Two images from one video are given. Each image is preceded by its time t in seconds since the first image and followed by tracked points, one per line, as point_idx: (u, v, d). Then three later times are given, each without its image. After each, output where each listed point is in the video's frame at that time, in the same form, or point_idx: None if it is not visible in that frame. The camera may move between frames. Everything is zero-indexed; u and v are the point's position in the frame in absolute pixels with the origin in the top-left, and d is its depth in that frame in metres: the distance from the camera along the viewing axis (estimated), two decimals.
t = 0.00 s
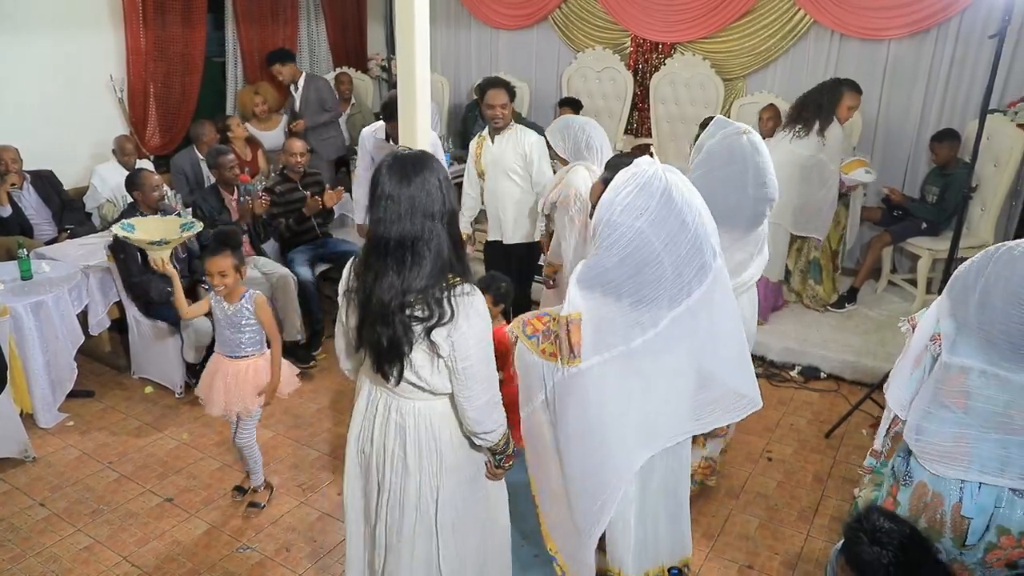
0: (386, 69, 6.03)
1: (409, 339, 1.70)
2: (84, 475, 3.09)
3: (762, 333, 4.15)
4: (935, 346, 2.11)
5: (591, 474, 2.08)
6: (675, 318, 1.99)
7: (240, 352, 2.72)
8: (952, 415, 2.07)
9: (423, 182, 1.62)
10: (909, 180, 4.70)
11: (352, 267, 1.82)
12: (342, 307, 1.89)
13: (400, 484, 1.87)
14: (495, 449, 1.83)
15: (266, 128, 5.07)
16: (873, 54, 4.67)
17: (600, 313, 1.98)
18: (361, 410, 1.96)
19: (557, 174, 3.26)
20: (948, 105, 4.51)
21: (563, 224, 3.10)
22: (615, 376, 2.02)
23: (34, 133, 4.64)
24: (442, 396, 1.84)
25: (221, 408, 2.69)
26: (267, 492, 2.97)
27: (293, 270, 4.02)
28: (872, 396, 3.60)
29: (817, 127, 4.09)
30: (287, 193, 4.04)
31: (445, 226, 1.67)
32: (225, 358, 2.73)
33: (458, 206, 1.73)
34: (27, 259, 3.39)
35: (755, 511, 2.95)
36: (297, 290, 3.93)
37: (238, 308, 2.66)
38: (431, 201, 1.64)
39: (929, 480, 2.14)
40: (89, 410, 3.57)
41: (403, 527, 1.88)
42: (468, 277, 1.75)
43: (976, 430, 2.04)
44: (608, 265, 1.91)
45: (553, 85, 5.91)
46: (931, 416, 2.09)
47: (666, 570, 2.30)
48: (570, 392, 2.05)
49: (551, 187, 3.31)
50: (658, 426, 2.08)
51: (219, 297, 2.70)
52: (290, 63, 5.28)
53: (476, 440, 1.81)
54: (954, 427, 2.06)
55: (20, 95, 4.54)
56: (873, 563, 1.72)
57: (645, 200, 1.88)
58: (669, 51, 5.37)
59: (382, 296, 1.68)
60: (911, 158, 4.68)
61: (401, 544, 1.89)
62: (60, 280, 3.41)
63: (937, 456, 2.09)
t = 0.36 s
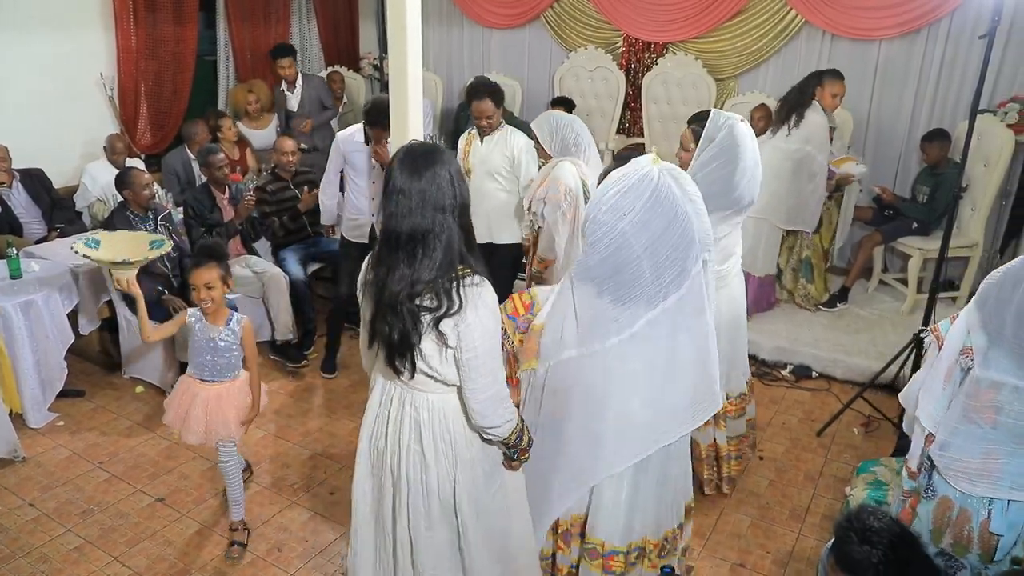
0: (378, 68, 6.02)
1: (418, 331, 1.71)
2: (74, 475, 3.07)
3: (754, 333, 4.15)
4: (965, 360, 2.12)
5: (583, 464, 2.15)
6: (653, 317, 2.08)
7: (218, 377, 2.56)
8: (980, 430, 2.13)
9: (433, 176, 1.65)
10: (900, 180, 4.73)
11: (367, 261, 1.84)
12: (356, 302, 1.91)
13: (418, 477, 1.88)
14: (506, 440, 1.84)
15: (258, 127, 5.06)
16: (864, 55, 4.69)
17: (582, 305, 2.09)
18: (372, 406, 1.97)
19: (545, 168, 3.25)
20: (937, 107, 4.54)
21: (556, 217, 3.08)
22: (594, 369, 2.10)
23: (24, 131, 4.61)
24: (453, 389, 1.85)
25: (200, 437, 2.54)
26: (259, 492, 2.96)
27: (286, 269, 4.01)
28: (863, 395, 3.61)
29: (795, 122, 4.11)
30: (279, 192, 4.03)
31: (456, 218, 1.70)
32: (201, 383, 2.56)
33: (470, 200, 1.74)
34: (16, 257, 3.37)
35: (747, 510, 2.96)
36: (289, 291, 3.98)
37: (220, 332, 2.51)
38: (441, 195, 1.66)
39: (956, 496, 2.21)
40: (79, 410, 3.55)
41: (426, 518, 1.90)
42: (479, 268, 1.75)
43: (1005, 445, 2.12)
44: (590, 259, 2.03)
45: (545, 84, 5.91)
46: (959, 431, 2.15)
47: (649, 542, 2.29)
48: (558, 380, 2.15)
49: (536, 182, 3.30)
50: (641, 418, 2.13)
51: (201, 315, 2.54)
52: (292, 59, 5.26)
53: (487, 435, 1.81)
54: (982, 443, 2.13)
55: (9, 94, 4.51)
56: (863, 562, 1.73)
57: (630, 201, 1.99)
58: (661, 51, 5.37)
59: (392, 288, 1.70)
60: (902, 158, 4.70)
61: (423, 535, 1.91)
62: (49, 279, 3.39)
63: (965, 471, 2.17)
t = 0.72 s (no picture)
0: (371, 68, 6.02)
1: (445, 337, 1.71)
2: (67, 475, 3.06)
3: (747, 332, 4.17)
4: (989, 378, 2.05)
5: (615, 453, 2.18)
6: (681, 317, 2.12)
7: (207, 400, 2.49)
8: (1007, 449, 2.09)
9: (461, 182, 1.65)
10: (892, 180, 4.75)
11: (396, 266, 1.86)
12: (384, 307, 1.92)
13: (444, 484, 1.87)
14: (527, 454, 1.82)
15: (251, 127, 5.06)
16: (857, 55, 4.71)
17: (616, 299, 2.07)
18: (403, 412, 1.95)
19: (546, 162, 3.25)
20: (929, 106, 4.56)
21: (557, 210, 3.08)
22: (619, 366, 2.13)
23: (16, 130, 4.59)
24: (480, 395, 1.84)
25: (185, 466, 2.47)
26: (253, 491, 2.96)
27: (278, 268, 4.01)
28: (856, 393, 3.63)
29: (764, 122, 4.18)
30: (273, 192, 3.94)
31: (484, 225, 1.70)
32: (189, 407, 2.49)
33: (498, 206, 1.74)
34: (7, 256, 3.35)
35: (741, 509, 2.97)
36: (284, 291, 3.98)
37: (208, 348, 2.45)
38: (469, 202, 1.66)
39: (988, 519, 2.17)
40: (71, 410, 3.54)
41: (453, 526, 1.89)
42: (506, 272, 1.74)
43: None
44: (633, 254, 2.01)
45: (539, 83, 5.93)
46: (985, 453, 2.11)
47: (660, 513, 2.35)
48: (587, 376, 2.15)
49: (535, 177, 3.32)
50: (663, 415, 2.17)
51: (186, 333, 2.48)
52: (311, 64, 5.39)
53: (512, 446, 1.80)
54: (1011, 462, 2.09)
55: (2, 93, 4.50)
56: (853, 561, 1.73)
57: (678, 205, 2.00)
58: (654, 50, 5.38)
59: (419, 293, 1.71)
60: (894, 158, 4.72)
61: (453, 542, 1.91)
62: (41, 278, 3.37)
63: (999, 494, 2.13)
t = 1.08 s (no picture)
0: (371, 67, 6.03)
1: (480, 334, 1.72)
2: (67, 473, 3.07)
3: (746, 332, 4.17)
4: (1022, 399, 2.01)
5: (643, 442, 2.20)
6: (704, 299, 2.13)
7: (201, 418, 2.50)
8: None
9: (496, 180, 1.64)
10: (892, 180, 4.74)
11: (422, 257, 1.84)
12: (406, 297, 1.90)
13: (465, 475, 1.86)
14: (553, 450, 1.84)
15: (251, 126, 5.06)
16: (857, 55, 4.71)
17: (640, 284, 2.08)
18: (426, 401, 1.95)
19: (543, 159, 3.27)
20: (930, 105, 4.55)
21: (558, 207, 3.14)
22: (643, 356, 2.14)
23: (17, 129, 4.60)
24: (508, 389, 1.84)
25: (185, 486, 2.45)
26: (253, 490, 2.96)
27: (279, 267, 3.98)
28: (856, 393, 3.63)
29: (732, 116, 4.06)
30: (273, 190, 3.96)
31: (518, 222, 1.70)
32: (184, 428, 2.48)
33: (530, 204, 1.73)
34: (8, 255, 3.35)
35: (741, 508, 2.97)
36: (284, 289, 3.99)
37: (197, 364, 2.44)
38: (503, 199, 1.66)
39: None
40: (71, 409, 3.54)
41: (467, 521, 1.89)
42: (538, 269, 1.75)
43: None
44: (656, 237, 2.02)
45: (539, 82, 5.93)
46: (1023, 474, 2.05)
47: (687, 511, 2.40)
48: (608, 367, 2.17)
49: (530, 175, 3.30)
50: (690, 404, 2.21)
51: (173, 352, 2.48)
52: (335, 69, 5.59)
53: (543, 439, 1.82)
54: None
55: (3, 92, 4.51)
56: (851, 561, 1.73)
57: (697, 187, 2.00)
58: (654, 50, 5.38)
59: (452, 290, 1.71)
60: (895, 158, 4.72)
61: (465, 536, 1.90)
62: (42, 277, 3.38)
63: None
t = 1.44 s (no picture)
0: (373, 67, 6.04)
1: (519, 332, 1.76)
2: (69, 472, 3.07)
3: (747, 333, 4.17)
4: None
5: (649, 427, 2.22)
6: (695, 293, 2.13)
7: (177, 441, 2.39)
8: None
9: (527, 182, 1.68)
10: (894, 181, 4.75)
11: (447, 259, 1.85)
12: (429, 298, 1.90)
13: (493, 466, 1.88)
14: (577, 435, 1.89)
15: (253, 125, 5.06)
16: (859, 56, 4.71)
17: (633, 282, 2.10)
18: (447, 392, 1.95)
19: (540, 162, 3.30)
20: (933, 105, 4.55)
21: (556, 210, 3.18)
22: (646, 351, 2.17)
23: (19, 128, 4.59)
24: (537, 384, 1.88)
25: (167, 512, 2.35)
26: (254, 489, 2.96)
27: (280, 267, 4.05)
28: (857, 394, 3.63)
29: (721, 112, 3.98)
30: (274, 189, 3.95)
31: (547, 221, 1.73)
32: (162, 451, 2.38)
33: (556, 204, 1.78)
34: (10, 254, 3.35)
35: (742, 509, 2.96)
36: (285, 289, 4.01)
37: (171, 385, 2.34)
38: (533, 199, 1.69)
39: None
40: (72, 408, 3.54)
41: (491, 509, 1.90)
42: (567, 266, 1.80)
43: None
44: (641, 236, 2.05)
45: (540, 82, 5.93)
46: None
47: (701, 505, 2.35)
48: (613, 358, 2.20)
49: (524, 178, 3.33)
50: (685, 399, 2.20)
51: (142, 373, 2.34)
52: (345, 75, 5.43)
53: (568, 423, 1.85)
54: None
55: (5, 91, 4.50)
56: (856, 563, 1.73)
57: (680, 185, 2.03)
58: (656, 50, 5.38)
59: (486, 291, 1.73)
60: (897, 159, 4.72)
61: (488, 525, 1.91)
62: (44, 276, 3.38)
63: None
